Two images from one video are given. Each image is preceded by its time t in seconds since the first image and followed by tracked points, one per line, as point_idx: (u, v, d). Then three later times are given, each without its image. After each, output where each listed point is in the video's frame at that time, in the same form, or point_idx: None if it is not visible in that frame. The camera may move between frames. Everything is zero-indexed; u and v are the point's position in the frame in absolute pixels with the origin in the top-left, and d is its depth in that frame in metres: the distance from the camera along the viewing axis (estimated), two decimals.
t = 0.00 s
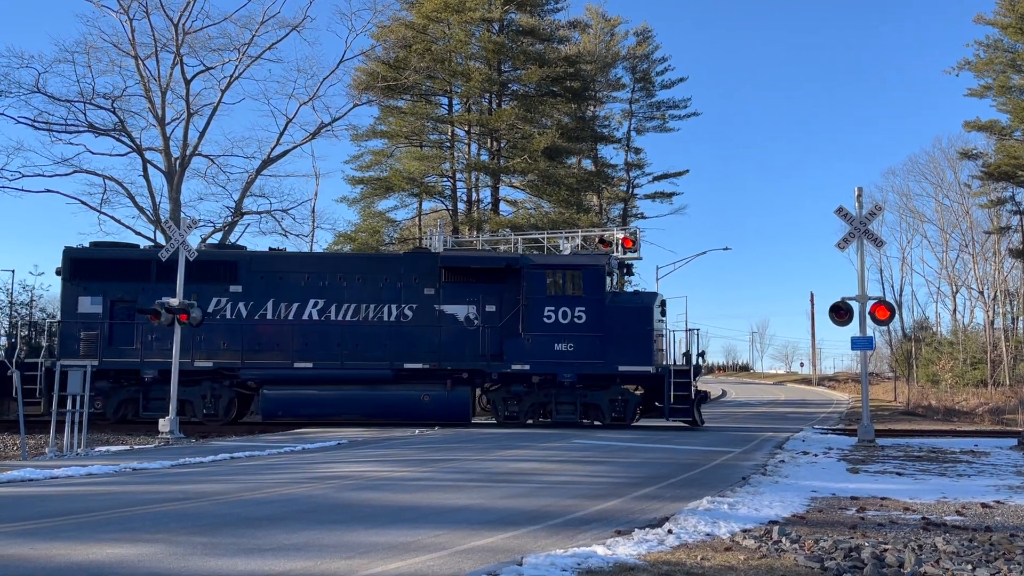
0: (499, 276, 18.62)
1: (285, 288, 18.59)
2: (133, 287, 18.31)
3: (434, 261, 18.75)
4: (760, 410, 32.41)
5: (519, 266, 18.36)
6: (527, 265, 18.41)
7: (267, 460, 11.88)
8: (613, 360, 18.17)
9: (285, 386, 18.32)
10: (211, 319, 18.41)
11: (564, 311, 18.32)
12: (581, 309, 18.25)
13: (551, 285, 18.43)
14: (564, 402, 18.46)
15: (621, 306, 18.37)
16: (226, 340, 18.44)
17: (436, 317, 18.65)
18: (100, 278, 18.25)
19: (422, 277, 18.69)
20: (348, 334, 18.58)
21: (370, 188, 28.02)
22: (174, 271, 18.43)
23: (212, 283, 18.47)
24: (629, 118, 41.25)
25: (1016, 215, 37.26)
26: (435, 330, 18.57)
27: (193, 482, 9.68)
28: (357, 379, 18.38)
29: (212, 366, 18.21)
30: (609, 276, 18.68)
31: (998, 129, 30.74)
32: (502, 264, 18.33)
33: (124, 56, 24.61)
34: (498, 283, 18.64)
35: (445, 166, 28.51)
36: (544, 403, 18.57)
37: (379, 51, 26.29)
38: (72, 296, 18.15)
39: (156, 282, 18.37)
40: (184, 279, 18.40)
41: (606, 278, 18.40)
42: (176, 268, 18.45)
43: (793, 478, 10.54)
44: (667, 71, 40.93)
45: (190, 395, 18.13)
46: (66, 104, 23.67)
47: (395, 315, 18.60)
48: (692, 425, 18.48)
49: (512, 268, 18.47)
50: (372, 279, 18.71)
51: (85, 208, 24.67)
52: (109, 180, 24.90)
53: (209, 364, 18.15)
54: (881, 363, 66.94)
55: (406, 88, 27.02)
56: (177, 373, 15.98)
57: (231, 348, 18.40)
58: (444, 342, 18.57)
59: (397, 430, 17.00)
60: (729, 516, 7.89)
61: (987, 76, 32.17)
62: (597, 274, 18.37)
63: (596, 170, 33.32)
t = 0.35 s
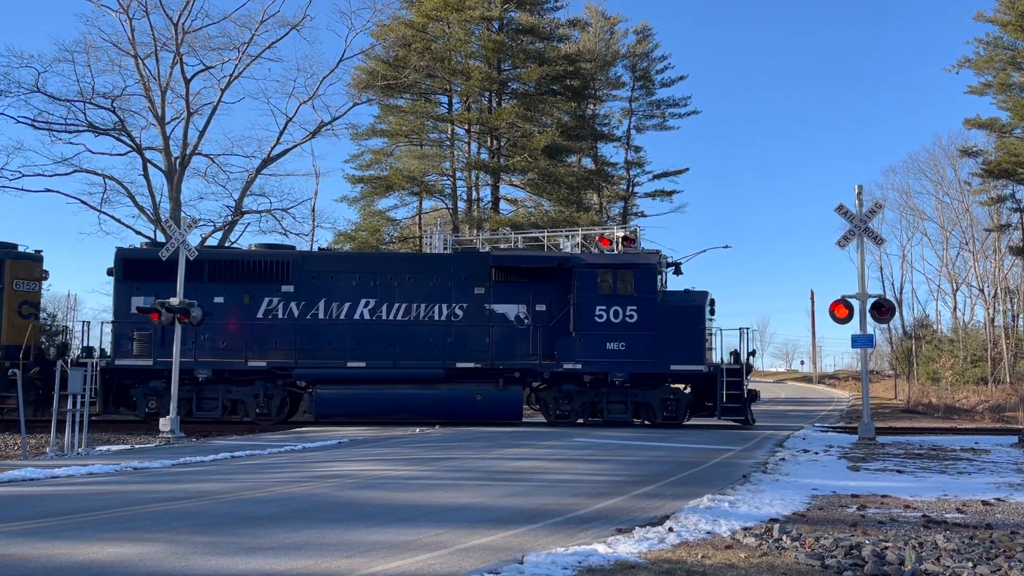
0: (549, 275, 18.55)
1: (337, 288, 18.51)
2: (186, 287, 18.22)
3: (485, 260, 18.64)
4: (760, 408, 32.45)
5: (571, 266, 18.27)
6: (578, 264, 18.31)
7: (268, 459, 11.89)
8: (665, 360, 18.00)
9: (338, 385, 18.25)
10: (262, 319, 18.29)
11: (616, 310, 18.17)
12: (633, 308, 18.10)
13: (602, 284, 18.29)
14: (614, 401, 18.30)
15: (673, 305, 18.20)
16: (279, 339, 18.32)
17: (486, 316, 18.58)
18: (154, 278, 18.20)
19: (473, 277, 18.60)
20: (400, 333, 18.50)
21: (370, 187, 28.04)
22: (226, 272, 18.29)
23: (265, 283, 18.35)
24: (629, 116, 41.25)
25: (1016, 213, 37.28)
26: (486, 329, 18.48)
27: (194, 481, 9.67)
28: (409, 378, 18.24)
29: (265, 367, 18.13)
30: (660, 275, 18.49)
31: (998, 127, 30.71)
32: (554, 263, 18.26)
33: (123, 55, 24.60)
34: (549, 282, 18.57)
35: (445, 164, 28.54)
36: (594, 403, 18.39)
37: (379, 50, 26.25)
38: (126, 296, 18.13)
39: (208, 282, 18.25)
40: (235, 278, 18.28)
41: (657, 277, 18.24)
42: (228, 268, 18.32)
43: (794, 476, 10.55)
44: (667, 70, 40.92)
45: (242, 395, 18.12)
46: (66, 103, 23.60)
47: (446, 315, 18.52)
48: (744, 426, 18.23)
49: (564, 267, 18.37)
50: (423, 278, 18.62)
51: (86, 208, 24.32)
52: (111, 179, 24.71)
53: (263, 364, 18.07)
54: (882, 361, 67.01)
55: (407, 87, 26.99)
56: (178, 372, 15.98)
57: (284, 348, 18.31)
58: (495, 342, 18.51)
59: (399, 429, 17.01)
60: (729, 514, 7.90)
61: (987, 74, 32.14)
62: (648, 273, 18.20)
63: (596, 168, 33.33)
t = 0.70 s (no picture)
0: (600, 274, 18.39)
1: (387, 288, 18.45)
2: (238, 287, 18.23)
3: (534, 259, 18.52)
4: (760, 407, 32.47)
5: (621, 264, 18.10)
6: (629, 264, 18.14)
7: (268, 458, 11.88)
8: (718, 358, 17.80)
9: (392, 384, 18.14)
10: (312, 319, 18.26)
11: (667, 309, 18.04)
12: (684, 307, 17.99)
13: (653, 283, 18.15)
14: (665, 400, 18.11)
15: (725, 304, 18.05)
16: (330, 339, 18.30)
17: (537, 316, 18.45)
18: (205, 278, 18.22)
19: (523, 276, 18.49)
20: (450, 333, 18.41)
21: (370, 186, 28.05)
22: (277, 271, 18.26)
23: (316, 283, 18.36)
24: (628, 115, 41.27)
25: (1015, 211, 37.29)
26: (536, 328, 18.31)
27: (195, 480, 9.66)
28: (462, 377, 18.13)
29: (319, 366, 18.09)
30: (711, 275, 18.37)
31: (998, 125, 30.68)
32: (605, 262, 18.07)
33: (123, 54, 24.60)
34: (599, 281, 18.40)
35: (445, 163, 28.57)
36: (645, 402, 18.23)
37: (378, 48, 26.22)
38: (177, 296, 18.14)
39: (260, 282, 18.27)
40: (287, 278, 18.27)
41: (709, 276, 18.12)
42: (279, 267, 18.28)
43: (794, 474, 10.55)
44: (667, 68, 40.93)
45: (294, 395, 18.09)
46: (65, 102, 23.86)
47: (496, 314, 18.40)
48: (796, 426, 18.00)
49: (615, 266, 18.19)
50: (473, 278, 18.52)
51: (85, 208, 24.04)
52: (110, 178, 24.49)
53: (316, 364, 18.03)
54: (881, 359, 67.06)
55: (406, 86, 26.97)
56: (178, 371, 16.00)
57: (335, 347, 18.28)
58: (546, 342, 18.33)
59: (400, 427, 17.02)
60: (729, 513, 7.90)
61: (987, 72, 32.13)
62: (699, 272, 18.10)
63: (596, 167, 33.34)
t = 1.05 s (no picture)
0: (649, 273, 18.31)
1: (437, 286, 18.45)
2: (288, 286, 18.24)
3: (582, 259, 18.50)
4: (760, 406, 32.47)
5: (673, 264, 17.99)
6: (680, 263, 17.96)
7: (268, 457, 11.88)
8: (769, 358, 17.62)
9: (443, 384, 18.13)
10: (363, 318, 18.29)
11: (719, 309, 17.85)
12: (736, 306, 17.79)
13: (704, 282, 17.97)
14: (716, 400, 17.98)
15: (777, 304, 17.83)
16: (380, 338, 18.34)
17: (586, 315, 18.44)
18: (255, 277, 18.21)
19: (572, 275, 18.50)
20: (500, 332, 18.40)
21: (369, 185, 28.06)
22: (328, 270, 18.30)
23: (366, 282, 18.37)
24: (628, 114, 41.29)
25: (1015, 210, 37.28)
26: (586, 328, 18.28)
27: (196, 479, 9.67)
28: (512, 377, 18.03)
29: (371, 366, 18.07)
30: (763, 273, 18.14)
31: (997, 124, 30.67)
32: (656, 261, 17.97)
33: (123, 53, 24.63)
34: (648, 280, 18.33)
35: (444, 162, 28.58)
36: (696, 401, 18.12)
37: (378, 48, 26.21)
38: (227, 297, 18.12)
39: (311, 281, 18.29)
40: (337, 277, 18.31)
41: (761, 275, 17.87)
42: (329, 267, 18.32)
43: (794, 473, 10.55)
44: (667, 67, 40.92)
45: (346, 394, 18.08)
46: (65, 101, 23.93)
47: (546, 313, 18.39)
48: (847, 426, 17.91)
49: (665, 265, 18.08)
50: (522, 278, 18.53)
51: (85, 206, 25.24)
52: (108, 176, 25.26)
53: (367, 364, 18.04)
54: (881, 358, 67.09)
55: (406, 85, 26.97)
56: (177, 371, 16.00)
57: (386, 347, 18.31)
58: (595, 341, 18.31)
59: (400, 426, 17.02)
60: (729, 511, 7.91)
61: (986, 71, 32.14)
62: (751, 271, 17.85)
63: (596, 166, 33.34)
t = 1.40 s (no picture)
0: (698, 273, 18.40)
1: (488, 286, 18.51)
2: (339, 286, 18.28)
3: (632, 259, 18.56)
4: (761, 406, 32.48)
5: (724, 264, 18.06)
6: (732, 263, 18.00)
7: (268, 457, 11.87)
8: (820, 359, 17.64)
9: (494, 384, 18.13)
10: (413, 319, 18.34)
11: (770, 309, 17.87)
12: (787, 307, 17.84)
13: (755, 283, 17.98)
14: (766, 401, 17.91)
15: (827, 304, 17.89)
16: (430, 338, 18.37)
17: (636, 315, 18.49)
18: (306, 277, 18.22)
19: (621, 275, 18.57)
20: (550, 333, 18.41)
21: (369, 185, 28.03)
22: (379, 271, 18.37)
23: (417, 282, 18.42)
24: (628, 114, 41.32)
25: (1014, 210, 37.27)
26: (636, 328, 18.34)
27: (196, 479, 9.67)
28: (562, 377, 18.02)
29: (422, 366, 18.08)
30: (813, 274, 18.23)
31: (997, 123, 30.66)
32: (707, 262, 18.06)
33: (122, 53, 24.61)
34: (697, 280, 18.43)
35: (444, 162, 28.57)
36: (746, 402, 18.10)
37: (377, 47, 26.20)
38: (277, 297, 18.11)
39: (362, 281, 18.32)
40: (389, 278, 18.37)
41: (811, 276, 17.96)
42: (380, 268, 18.39)
43: (793, 473, 10.56)
44: (667, 67, 40.93)
45: (396, 394, 18.07)
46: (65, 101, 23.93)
47: (596, 314, 18.43)
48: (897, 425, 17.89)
49: (716, 266, 18.18)
50: (571, 278, 18.60)
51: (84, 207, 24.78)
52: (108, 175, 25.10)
53: (419, 364, 18.05)
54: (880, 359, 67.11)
55: (406, 84, 26.97)
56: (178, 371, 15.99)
57: (436, 347, 18.34)
58: (644, 342, 18.33)
59: (400, 426, 17.00)
60: (730, 511, 7.91)
61: (986, 71, 32.13)
62: (802, 272, 17.93)
63: (596, 166, 33.33)
